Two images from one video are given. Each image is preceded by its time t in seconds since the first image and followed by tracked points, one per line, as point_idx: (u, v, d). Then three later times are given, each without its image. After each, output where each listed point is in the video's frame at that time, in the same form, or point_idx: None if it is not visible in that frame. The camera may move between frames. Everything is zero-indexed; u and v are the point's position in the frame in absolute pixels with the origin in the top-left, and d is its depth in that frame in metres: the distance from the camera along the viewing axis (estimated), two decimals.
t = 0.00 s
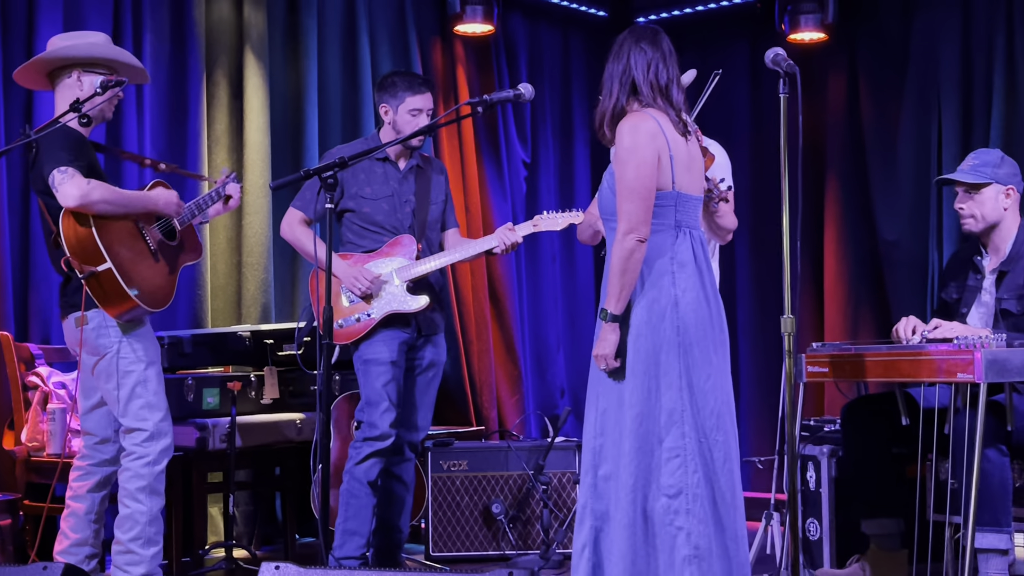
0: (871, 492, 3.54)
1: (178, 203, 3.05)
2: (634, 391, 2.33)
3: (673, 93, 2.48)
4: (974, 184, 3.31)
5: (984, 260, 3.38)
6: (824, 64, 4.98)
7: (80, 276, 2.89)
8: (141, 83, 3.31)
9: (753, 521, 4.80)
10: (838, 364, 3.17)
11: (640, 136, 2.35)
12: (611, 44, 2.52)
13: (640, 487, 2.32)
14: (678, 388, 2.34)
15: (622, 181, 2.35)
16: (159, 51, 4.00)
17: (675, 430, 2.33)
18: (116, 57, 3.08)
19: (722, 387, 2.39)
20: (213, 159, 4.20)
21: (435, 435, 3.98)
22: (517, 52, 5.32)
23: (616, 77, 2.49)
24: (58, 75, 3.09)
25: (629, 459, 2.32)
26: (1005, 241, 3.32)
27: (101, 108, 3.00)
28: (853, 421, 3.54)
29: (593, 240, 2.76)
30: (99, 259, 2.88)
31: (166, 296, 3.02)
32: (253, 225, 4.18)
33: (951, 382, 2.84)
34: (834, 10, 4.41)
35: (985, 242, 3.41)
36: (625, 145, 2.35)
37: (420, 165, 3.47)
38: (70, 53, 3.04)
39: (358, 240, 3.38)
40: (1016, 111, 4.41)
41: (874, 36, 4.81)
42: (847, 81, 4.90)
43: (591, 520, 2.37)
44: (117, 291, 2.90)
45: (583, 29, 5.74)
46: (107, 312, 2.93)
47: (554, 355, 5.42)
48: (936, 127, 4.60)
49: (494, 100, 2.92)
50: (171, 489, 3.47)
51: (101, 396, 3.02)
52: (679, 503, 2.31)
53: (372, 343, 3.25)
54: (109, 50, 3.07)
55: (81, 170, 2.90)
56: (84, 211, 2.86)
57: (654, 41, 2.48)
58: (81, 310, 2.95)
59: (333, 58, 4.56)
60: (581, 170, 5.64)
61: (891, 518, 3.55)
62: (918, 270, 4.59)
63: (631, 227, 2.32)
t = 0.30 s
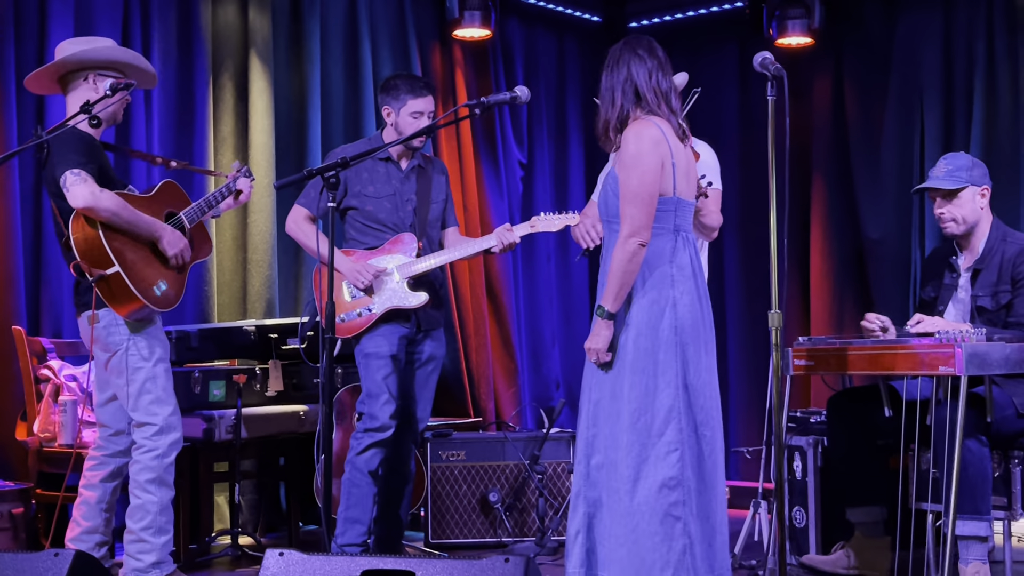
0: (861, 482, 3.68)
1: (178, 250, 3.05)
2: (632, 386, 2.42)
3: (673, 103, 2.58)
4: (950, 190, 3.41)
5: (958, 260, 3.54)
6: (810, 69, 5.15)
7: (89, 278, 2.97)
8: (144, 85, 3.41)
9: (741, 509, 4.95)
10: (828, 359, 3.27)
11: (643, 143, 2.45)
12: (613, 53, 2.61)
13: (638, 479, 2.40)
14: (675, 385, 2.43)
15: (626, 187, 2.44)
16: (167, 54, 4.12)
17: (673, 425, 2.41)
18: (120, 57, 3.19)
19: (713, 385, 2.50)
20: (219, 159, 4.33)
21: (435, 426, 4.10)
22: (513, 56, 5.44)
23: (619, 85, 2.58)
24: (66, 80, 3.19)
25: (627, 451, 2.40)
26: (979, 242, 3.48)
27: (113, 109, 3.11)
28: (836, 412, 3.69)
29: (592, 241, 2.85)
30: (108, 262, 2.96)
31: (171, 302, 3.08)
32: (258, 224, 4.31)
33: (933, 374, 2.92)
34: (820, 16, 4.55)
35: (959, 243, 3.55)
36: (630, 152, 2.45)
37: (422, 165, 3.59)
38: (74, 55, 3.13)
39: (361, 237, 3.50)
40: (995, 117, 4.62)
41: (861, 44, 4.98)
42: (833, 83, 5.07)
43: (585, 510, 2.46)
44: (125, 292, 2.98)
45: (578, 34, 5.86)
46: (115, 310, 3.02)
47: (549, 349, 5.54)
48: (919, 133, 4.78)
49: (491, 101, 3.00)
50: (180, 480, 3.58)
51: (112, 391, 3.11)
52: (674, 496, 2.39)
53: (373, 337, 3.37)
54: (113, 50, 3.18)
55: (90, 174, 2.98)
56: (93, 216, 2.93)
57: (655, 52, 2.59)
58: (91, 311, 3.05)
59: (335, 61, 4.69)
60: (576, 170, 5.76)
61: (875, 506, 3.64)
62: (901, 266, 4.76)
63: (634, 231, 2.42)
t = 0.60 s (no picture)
0: (849, 475, 3.72)
1: (189, 214, 3.14)
2: (645, 383, 2.38)
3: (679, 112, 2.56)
4: (943, 184, 3.54)
5: (942, 259, 3.65)
6: (801, 71, 5.25)
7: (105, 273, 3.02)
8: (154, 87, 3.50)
9: (734, 501, 5.05)
10: (817, 354, 3.34)
11: (657, 147, 2.40)
12: (620, 56, 2.55)
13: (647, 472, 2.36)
14: (678, 380, 2.44)
15: (639, 191, 2.39)
16: (173, 57, 4.21)
17: (676, 421, 2.42)
18: (139, 58, 3.27)
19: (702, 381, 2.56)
20: (223, 159, 4.42)
21: (434, 420, 4.20)
22: (511, 59, 5.55)
23: (630, 89, 2.51)
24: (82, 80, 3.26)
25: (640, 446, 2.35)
26: (962, 240, 3.60)
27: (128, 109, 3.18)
28: (826, 406, 3.78)
29: (570, 250, 2.81)
30: (121, 255, 3.02)
31: (186, 291, 3.16)
32: (262, 223, 4.40)
33: (920, 369, 3.01)
34: (810, 19, 4.66)
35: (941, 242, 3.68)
36: (645, 157, 2.39)
37: (424, 164, 3.69)
38: (93, 54, 3.20)
39: (362, 235, 3.58)
40: (980, 123, 4.78)
41: (850, 48, 5.08)
42: (822, 86, 5.18)
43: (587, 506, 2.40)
44: (140, 286, 3.05)
45: (574, 37, 5.96)
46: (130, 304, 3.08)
47: (546, 344, 5.64)
48: (906, 134, 4.91)
49: (489, 103, 3.09)
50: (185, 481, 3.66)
51: (125, 383, 3.19)
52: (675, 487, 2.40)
53: (374, 332, 3.45)
54: (132, 51, 3.25)
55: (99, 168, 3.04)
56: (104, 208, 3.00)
57: (664, 58, 2.55)
58: (107, 304, 3.14)
59: (338, 63, 4.78)
60: (573, 170, 5.85)
61: (864, 497, 3.67)
62: (890, 264, 4.89)
63: (650, 233, 2.37)
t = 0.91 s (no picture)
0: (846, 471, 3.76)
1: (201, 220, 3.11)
2: (661, 379, 2.35)
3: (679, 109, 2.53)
4: (941, 187, 3.56)
5: (939, 255, 3.72)
6: (794, 70, 5.29)
7: (121, 269, 3.06)
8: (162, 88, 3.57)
9: (728, 494, 5.11)
10: (811, 350, 3.38)
11: (671, 145, 2.38)
12: (619, 57, 2.49)
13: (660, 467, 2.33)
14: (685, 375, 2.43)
15: (651, 189, 2.36)
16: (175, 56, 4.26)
17: (683, 415, 2.41)
18: (150, 57, 3.31)
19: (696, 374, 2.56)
20: (225, 158, 4.47)
21: (433, 415, 4.25)
22: (509, 60, 5.60)
23: (635, 90, 2.46)
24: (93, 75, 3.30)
25: (653, 441, 2.32)
26: (958, 236, 3.65)
27: (141, 107, 3.24)
28: (821, 400, 3.80)
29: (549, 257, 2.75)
30: (137, 251, 3.05)
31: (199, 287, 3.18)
32: (263, 220, 4.45)
33: (913, 364, 3.06)
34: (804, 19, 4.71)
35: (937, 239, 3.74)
36: (659, 154, 2.36)
37: (424, 158, 3.74)
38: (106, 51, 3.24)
39: (361, 229, 3.63)
40: (972, 122, 4.86)
41: (842, 49, 5.16)
42: (815, 86, 5.23)
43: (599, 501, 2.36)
44: (155, 281, 3.09)
45: (571, 38, 6.01)
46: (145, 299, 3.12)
47: (543, 340, 5.70)
48: (898, 131, 4.98)
49: (487, 103, 3.10)
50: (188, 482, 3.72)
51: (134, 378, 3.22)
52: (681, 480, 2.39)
53: (374, 328, 3.50)
54: (145, 51, 3.30)
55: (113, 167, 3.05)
56: (119, 206, 3.01)
57: (663, 57, 2.51)
58: (122, 299, 3.16)
59: (338, 63, 4.83)
60: (570, 168, 5.91)
61: (856, 491, 3.77)
62: (882, 259, 4.95)
63: (663, 230, 2.34)
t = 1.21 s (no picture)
0: (825, 459, 3.90)
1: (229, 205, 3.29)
2: (657, 374, 2.46)
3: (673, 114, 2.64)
4: (931, 184, 3.69)
5: (925, 252, 3.85)
6: (783, 74, 5.60)
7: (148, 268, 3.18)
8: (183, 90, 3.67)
9: (719, 484, 5.27)
10: (798, 345, 3.47)
11: (667, 148, 2.48)
12: (621, 58, 2.60)
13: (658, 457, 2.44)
14: (682, 371, 2.53)
15: (648, 189, 2.47)
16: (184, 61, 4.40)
17: (680, 408, 2.51)
18: (174, 62, 3.41)
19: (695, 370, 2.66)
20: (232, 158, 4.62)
21: (433, 408, 4.39)
22: (507, 63, 5.75)
23: (635, 94, 2.57)
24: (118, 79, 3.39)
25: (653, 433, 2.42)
26: (945, 234, 3.77)
27: (163, 110, 3.38)
28: (808, 393, 3.95)
29: (541, 258, 3.04)
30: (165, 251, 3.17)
31: (222, 282, 3.33)
32: (269, 219, 4.60)
33: (896, 358, 3.12)
34: (791, 25, 5.04)
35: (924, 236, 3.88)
36: (655, 157, 2.47)
37: (424, 161, 3.87)
38: (134, 56, 3.33)
39: (365, 228, 3.76)
40: (953, 125, 5.06)
41: (829, 51, 5.44)
42: (803, 88, 5.52)
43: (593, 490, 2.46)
44: (180, 279, 3.21)
45: (568, 43, 6.18)
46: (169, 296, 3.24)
47: (541, 336, 5.84)
48: (884, 133, 5.22)
49: (485, 105, 3.16)
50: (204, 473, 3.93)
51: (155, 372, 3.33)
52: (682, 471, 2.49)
53: (375, 324, 3.64)
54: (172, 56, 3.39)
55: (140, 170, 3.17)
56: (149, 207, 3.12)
57: (660, 62, 2.62)
58: (147, 295, 3.27)
59: (341, 67, 4.98)
60: (566, 168, 6.05)
61: (842, 481, 3.89)
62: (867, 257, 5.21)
63: (661, 230, 2.45)
